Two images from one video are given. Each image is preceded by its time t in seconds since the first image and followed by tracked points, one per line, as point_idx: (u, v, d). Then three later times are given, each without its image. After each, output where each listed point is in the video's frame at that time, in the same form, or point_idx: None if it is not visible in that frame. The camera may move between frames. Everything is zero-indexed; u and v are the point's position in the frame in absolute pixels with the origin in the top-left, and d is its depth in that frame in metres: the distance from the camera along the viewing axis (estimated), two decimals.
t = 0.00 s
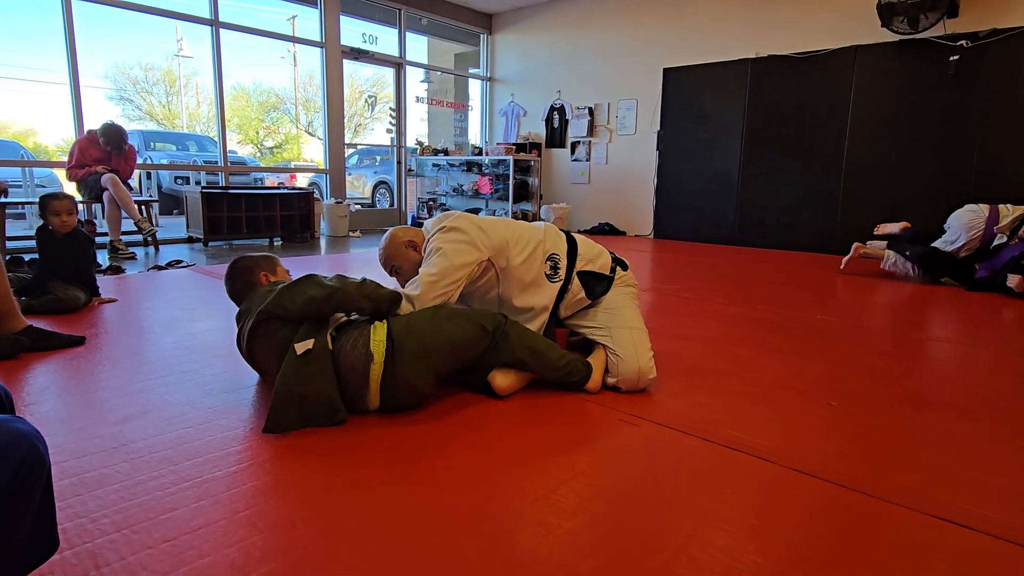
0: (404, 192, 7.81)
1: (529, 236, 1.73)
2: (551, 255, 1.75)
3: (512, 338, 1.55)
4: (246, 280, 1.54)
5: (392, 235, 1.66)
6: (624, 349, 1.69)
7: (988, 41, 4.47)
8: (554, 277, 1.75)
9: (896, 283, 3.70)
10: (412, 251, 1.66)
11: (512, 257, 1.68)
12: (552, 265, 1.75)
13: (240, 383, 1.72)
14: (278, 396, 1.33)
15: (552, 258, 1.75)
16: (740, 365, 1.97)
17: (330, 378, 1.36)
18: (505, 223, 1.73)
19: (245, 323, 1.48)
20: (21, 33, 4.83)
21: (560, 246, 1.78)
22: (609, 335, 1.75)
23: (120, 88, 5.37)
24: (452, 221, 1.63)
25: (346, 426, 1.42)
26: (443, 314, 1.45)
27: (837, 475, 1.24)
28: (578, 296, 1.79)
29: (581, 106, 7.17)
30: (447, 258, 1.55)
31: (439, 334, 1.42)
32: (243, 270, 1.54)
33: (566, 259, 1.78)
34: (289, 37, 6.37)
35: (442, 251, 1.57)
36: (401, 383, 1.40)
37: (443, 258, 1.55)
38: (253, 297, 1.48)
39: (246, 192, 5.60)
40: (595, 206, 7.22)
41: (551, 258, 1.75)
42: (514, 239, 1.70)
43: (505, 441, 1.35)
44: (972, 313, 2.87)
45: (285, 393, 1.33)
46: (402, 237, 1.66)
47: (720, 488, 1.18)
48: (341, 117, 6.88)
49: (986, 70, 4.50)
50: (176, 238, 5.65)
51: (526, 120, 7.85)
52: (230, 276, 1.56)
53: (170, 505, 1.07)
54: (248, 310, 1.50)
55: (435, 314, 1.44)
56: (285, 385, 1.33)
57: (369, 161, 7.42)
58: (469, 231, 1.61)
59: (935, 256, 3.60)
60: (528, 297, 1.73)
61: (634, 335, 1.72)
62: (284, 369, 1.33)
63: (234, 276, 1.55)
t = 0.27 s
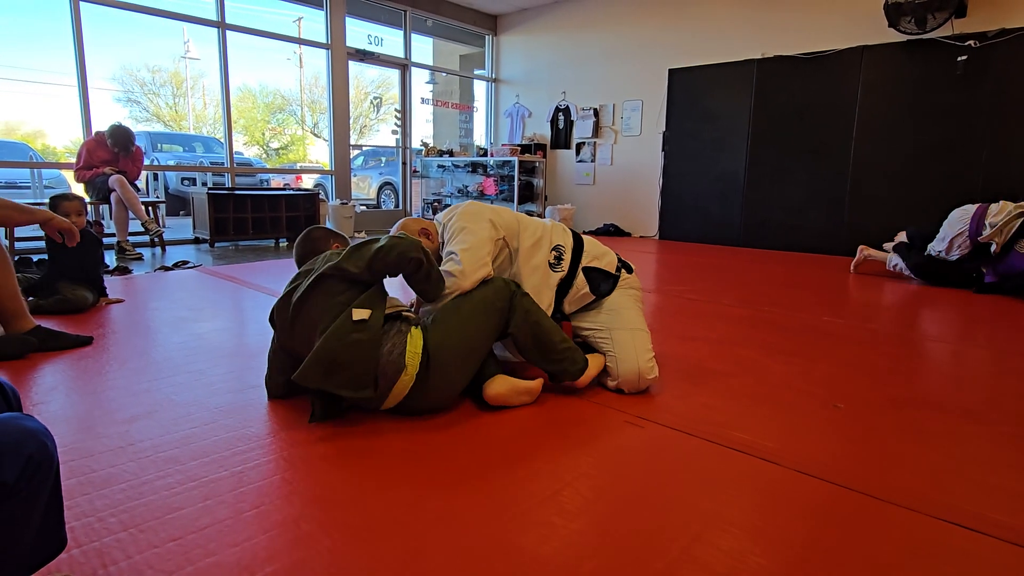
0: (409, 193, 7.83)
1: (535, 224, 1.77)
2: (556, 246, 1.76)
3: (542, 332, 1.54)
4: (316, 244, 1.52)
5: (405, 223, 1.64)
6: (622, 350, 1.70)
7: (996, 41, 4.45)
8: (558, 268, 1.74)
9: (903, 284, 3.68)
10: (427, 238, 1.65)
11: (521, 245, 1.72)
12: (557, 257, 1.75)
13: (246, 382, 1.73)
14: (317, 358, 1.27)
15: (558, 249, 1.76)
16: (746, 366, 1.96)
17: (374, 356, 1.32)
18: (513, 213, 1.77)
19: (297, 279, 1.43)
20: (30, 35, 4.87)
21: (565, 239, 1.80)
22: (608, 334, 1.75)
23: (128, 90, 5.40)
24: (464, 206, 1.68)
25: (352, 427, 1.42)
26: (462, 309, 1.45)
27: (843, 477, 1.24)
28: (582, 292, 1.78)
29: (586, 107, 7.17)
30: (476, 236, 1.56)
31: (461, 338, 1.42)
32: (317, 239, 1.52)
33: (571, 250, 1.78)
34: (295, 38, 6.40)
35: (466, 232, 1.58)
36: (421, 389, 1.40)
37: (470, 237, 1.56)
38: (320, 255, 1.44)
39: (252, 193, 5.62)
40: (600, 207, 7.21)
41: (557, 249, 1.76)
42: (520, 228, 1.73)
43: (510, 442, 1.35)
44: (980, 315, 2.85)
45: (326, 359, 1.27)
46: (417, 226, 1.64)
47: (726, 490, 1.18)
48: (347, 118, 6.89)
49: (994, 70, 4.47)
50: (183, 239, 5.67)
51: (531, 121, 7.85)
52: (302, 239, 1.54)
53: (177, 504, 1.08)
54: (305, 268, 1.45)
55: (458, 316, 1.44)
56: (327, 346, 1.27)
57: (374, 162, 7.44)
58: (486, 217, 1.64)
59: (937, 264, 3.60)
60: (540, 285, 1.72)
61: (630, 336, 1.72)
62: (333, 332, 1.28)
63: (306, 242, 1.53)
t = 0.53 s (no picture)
0: (414, 193, 7.84)
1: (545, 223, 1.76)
2: (563, 247, 1.75)
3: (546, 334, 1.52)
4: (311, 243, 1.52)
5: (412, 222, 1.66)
6: (626, 349, 1.70)
7: (1004, 41, 4.42)
8: (564, 269, 1.74)
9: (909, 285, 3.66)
10: (434, 238, 1.66)
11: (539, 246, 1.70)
12: (563, 257, 1.75)
13: (252, 382, 1.74)
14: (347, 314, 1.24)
15: (565, 249, 1.75)
16: (752, 368, 1.96)
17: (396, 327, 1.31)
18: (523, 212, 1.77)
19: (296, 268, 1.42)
20: (38, 36, 4.90)
21: (573, 240, 1.78)
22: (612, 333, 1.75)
23: (134, 91, 5.42)
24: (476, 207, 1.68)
25: (357, 426, 1.42)
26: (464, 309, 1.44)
27: (851, 479, 1.23)
28: (589, 292, 1.79)
29: (591, 108, 7.16)
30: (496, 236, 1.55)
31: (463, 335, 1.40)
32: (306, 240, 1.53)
33: (578, 250, 1.78)
34: (300, 39, 6.42)
35: (481, 231, 1.57)
36: (418, 384, 1.35)
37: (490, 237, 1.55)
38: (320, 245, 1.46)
39: (257, 194, 5.63)
40: (605, 208, 7.20)
41: (564, 249, 1.75)
42: (531, 228, 1.72)
43: (516, 443, 1.35)
44: (988, 316, 2.83)
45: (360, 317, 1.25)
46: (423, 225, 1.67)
47: (733, 492, 1.17)
48: (352, 119, 6.91)
49: (1002, 70, 4.44)
50: (189, 239, 5.70)
51: (535, 121, 7.85)
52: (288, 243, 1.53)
53: (183, 504, 1.08)
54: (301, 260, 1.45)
55: (464, 317, 1.41)
56: (354, 306, 1.26)
57: (379, 163, 7.45)
58: (499, 217, 1.64)
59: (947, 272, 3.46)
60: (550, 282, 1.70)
61: (635, 335, 1.72)
62: (362, 294, 1.28)
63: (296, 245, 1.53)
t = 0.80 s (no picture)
0: (418, 193, 7.84)
1: (556, 236, 1.71)
2: (578, 257, 1.73)
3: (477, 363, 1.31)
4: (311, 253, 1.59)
5: (422, 235, 1.57)
6: (627, 351, 1.70)
7: (1010, 41, 4.40)
8: (580, 279, 1.71)
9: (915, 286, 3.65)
10: (448, 252, 1.59)
11: (559, 269, 1.67)
12: (578, 267, 1.72)
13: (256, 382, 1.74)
14: (275, 297, 1.25)
15: (579, 260, 1.73)
16: (756, 368, 1.95)
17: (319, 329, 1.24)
18: (532, 223, 1.70)
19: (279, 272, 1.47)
20: (45, 38, 4.93)
21: (583, 249, 1.76)
22: (613, 336, 1.75)
23: (140, 91, 5.44)
24: (495, 232, 1.59)
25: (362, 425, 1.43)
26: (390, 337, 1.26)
27: (857, 481, 1.22)
28: (598, 299, 1.77)
29: (595, 108, 7.15)
30: (530, 284, 1.52)
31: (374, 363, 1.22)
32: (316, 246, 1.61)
33: (591, 258, 1.76)
34: (305, 39, 6.43)
35: (509, 270, 1.53)
36: (326, 412, 1.21)
37: (522, 285, 1.52)
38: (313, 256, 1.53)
39: (262, 194, 5.65)
40: (609, 208, 7.19)
41: (579, 261, 1.73)
42: (547, 243, 1.67)
43: (520, 444, 1.34)
44: (994, 317, 2.82)
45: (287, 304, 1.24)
46: (431, 233, 1.59)
47: (737, 493, 1.17)
48: (356, 119, 6.92)
49: (1009, 70, 4.42)
50: (194, 239, 5.72)
51: (540, 122, 7.85)
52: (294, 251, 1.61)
53: (188, 502, 1.08)
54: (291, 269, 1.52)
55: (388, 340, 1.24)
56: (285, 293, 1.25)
57: (383, 163, 7.46)
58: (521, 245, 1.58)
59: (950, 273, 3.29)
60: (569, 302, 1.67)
61: (636, 338, 1.72)
62: (306, 285, 1.29)
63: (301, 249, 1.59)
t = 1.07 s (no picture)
0: (422, 193, 7.84)
1: (568, 226, 1.74)
2: (585, 246, 1.77)
3: (496, 364, 1.28)
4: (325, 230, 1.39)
5: (436, 219, 1.58)
6: (624, 344, 1.70)
7: (1016, 40, 4.37)
8: (588, 267, 1.75)
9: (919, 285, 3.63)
10: (460, 237, 1.61)
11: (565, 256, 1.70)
12: (586, 255, 1.76)
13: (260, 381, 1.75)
14: (266, 356, 1.17)
15: (587, 248, 1.77)
16: (759, 368, 1.95)
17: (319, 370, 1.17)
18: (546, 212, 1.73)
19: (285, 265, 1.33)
20: (50, 38, 4.95)
21: (592, 239, 1.80)
22: (611, 326, 1.75)
23: (144, 91, 5.46)
24: (510, 216, 1.62)
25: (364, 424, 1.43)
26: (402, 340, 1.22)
27: (861, 481, 1.22)
28: (603, 291, 1.79)
29: (599, 108, 7.14)
30: (530, 266, 1.53)
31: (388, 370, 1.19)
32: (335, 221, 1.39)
33: (597, 248, 1.81)
34: (309, 39, 6.44)
35: (516, 251, 1.55)
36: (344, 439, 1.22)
37: (526, 263, 1.53)
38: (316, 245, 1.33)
39: (266, 194, 5.66)
40: (612, 208, 7.18)
41: (586, 249, 1.76)
42: (559, 232, 1.70)
43: (524, 445, 1.34)
44: (999, 317, 2.80)
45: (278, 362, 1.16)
46: (444, 218, 1.60)
47: (740, 493, 1.17)
48: (360, 119, 6.93)
49: (1014, 69, 4.40)
50: (198, 239, 5.73)
51: (543, 122, 7.84)
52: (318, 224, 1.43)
53: (191, 501, 1.09)
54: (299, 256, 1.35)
55: (402, 363, 1.19)
56: (279, 345, 1.16)
57: (387, 163, 7.46)
58: (530, 227, 1.60)
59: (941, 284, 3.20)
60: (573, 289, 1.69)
61: (636, 330, 1.72)
62: (292, 334, 1.17)
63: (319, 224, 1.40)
